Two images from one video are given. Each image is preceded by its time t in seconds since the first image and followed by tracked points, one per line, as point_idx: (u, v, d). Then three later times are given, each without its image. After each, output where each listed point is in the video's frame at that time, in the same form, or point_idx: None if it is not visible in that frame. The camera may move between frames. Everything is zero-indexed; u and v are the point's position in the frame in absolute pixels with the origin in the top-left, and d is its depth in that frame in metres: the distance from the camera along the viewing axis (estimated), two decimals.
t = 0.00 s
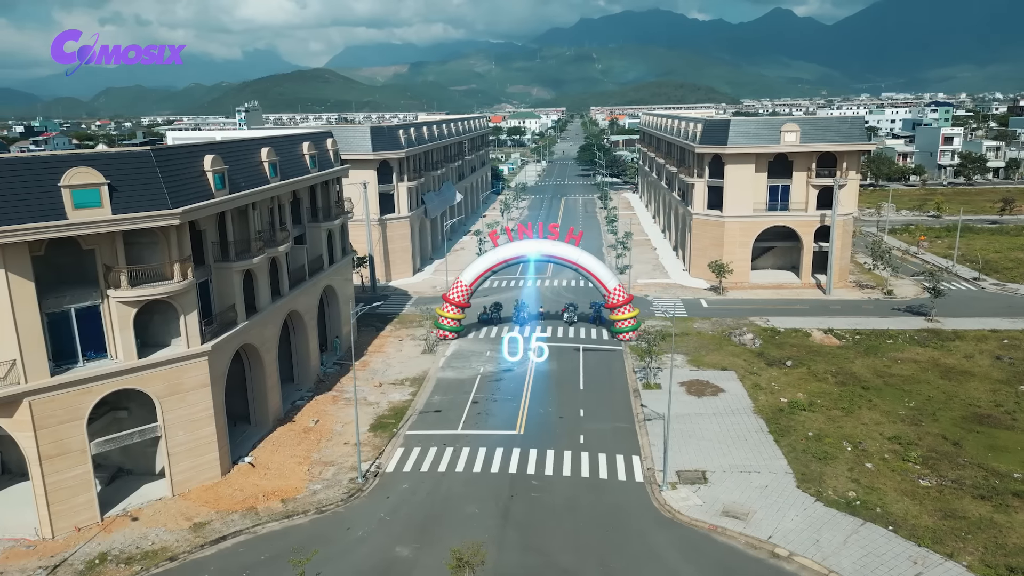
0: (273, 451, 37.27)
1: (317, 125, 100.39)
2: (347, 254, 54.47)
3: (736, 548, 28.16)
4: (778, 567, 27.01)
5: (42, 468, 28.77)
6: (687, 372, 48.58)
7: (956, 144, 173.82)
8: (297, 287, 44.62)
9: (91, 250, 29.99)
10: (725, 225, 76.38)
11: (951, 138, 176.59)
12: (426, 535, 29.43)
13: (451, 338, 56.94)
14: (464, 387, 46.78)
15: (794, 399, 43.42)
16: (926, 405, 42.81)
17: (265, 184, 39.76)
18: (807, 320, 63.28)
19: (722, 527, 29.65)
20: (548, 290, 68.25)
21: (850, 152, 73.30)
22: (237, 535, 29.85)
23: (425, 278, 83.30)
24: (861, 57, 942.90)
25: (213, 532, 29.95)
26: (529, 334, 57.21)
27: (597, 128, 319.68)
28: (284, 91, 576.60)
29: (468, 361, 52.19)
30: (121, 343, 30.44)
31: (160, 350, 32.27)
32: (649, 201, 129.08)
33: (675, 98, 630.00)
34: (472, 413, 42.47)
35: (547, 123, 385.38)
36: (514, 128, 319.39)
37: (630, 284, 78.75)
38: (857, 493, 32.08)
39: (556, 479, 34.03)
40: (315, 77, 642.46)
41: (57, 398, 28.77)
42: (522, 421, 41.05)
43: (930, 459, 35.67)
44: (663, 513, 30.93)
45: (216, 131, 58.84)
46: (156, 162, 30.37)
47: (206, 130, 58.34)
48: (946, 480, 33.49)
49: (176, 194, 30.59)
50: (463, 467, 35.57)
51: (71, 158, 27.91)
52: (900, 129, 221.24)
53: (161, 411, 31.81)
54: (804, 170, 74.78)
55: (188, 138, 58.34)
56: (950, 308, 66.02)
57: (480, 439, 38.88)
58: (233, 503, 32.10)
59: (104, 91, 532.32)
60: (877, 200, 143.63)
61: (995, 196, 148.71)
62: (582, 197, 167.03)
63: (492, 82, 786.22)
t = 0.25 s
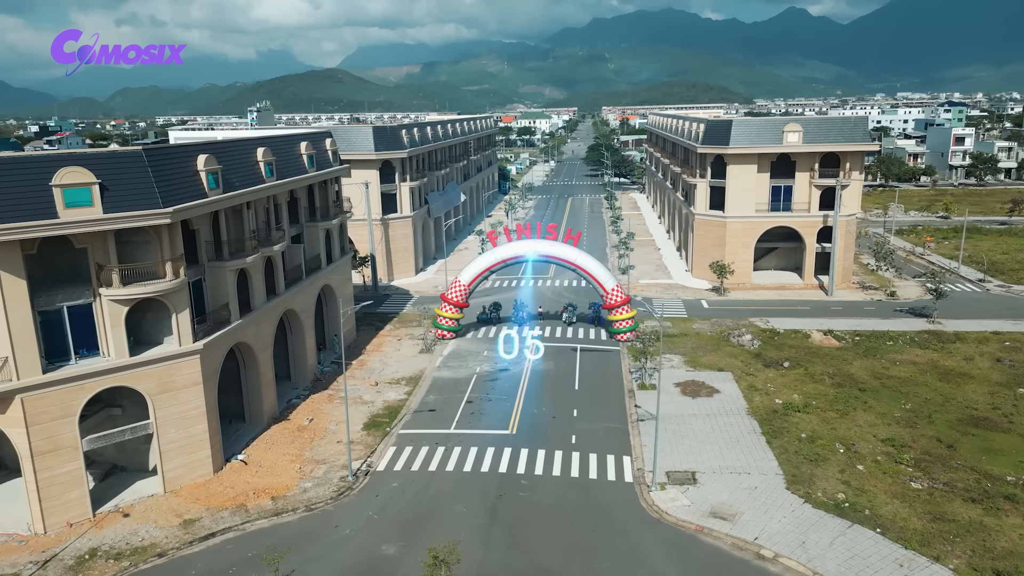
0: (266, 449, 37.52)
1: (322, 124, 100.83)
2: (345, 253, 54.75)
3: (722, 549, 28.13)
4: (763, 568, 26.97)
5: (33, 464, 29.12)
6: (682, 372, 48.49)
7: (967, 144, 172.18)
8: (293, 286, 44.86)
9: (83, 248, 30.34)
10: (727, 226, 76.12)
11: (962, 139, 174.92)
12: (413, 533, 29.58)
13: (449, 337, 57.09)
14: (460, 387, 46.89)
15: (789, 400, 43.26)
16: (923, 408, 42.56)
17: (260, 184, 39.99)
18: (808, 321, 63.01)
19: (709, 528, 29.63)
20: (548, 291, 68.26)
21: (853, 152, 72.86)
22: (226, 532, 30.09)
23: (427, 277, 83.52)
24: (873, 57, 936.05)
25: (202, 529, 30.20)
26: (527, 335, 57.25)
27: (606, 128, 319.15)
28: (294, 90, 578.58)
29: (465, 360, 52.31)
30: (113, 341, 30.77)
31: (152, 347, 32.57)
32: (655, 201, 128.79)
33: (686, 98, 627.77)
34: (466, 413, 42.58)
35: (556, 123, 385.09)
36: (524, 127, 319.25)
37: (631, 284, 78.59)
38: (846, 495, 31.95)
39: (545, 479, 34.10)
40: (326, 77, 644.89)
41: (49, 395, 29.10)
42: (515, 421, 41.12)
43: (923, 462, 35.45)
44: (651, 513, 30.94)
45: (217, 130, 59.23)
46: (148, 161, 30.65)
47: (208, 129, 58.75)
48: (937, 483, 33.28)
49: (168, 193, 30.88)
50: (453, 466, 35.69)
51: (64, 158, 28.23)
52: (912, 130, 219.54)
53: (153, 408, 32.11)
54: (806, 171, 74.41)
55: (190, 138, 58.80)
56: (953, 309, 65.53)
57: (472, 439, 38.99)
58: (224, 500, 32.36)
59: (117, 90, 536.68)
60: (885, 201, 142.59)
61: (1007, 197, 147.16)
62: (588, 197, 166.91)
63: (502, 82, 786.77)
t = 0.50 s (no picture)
0: (259, 447, 37.76)
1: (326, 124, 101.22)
2: (344, 252, 55.01)
3: (707, 550, 28.08)
4: (747, 570, 26.91)
5: (25, 460, 29.46)
6: (678, 373, 48.40)
7: (979, 145, 170.42)
8: (289, 285, 45.11)
9: (76, 247, 30.69)
10: (728, 226, 75.86)
11: (973, 139, 173.18)
12: (399, 532, 29.71)
13: (447, 337, 57.21)
14: (455, 387, 46.98)
15: (784, 401, 43.08)
16: (919, 410, 42.27)
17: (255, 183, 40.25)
18: (808, 322, 62.72)
19: (695, 529, 29.58)
20: (548, 291, 68.25)
21: (856, 152, 72.40)
22: (215, 529, 30.30)
23: (429, 277, 83.71)
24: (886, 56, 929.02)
25: (191, 526, 30.45)
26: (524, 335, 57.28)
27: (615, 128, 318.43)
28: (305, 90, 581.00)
29: (462, 360, 52.43)
30: (105, 339, 31.08)
31: (144, 345, 32.87)
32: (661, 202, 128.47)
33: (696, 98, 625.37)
34: (460, 412, 42.67)
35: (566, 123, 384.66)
36: (533, 127, 319.18)
37: (633, 284, 78.50)
38: (835, 497, 31.82)
39: (534, 478, 34.14)
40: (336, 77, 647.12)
41: (41, 392, 29.44)
42: (508, 421, 41.18)
43: (915, 464, 35.21)
44: (638, 514, 30.93)
45: (218, 130, 59.65)
46: (140, 161, 30.97)
47: (209, 129, 59.17)
48: (929, 485, 33.06)
49: (158, 192, 31.19)
50: (444, 465, 35.79)
51: (54, 157, 28.61)
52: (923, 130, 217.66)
53: (144, 406, 32.40)
54: (809, 171, 74.01)
55: (191, 138, 59.24)
56: (956, 311, 65.03)
57: (464, 438, 39.09)
58: (214, 497, 32.61)
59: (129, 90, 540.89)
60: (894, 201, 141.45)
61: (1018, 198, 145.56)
62: (595, 197, 166.72)
63: (512, 81, 786.39)
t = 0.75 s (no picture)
0: (252, 445, 38.00)
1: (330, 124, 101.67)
2: (342, 252, 55.23)
3: (692, 552, 28.02)
4: (731, 572, 26.82)
5: (17, 456, 29.80)
6: (674, 374, 48.31)
7: (990, 145, 168.74)
8: (285, 284, 45.36)
9: (68, 246, 31.01)
10: (730, 227, 75.60)
11: (985, 139, 171.59)
12: (386, 531, 29.83)
13: (445, 337, 57.32)
14: (450, 387, 47.08)
15: (779, 403, 42.91)
16: (914, 412, 41.99)
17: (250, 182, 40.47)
18: (808, 323, 62.43)
19: (682, 530, 29.53)
20: (547, 291, 68.22)
21: (859, 153, 71.95)
22: (203, 526, 30.53)
23: (431, 276, 83.91)
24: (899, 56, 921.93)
25: (180, 523, 30.69)
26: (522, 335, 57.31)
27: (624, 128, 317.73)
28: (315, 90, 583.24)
29: (458, 360, 52.54)
30: (96, 337, 31.39)
31: (137, 344, 33.16)
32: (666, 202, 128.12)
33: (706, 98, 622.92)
34: (453, 412, 42.77)
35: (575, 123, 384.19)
36: (542, 127, 318.96)
37: (634, 285, 78.37)
38: (824, 499, 31.68)
39: (523, 479, 34.17)
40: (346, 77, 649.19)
41: (33, 389, 29.75)
42: (500, 421, 41.25)
43: (908, 467, 34.98)
44: (625, 515, 30.91)
45: (219, 130, 60.09)
46: (131, 160, 31.27)
47: (210, 129, 59.61)
48: (920, 489, 32.83)
49: (150, 192, 31.51)
50: (434, 465, 35.88)
51: (46, 156, 28.95)
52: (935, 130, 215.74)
53: (136, 404, 32.68)
54: (811, 172, 73.63)
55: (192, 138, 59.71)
56: (958, 313, 64.52)
57: (456, 438, 39.18)
58: (205, 495, 32.86)
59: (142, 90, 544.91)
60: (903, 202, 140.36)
61: None
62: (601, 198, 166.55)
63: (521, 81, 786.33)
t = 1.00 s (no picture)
0: (245, 443, 38.25)
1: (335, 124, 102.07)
2: (341, 251, 55.47)
3: (676, 554, 27.98)
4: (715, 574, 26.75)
5: (9, 453, 30.14)
6: (669, 375, 48.22)
7: (1002, 146, 167.02)
8: (281, 283, 45.62)
9: (60, 245, 31.32)
10: (732, 227, 75.34)
11: (996, 140, 169.87)
12: (372, 530, 29.96)
13: (442, 336, 57.42)
14: (445, 386, 47.16)
15: (773, 405, 42.72)
16: (910, 415, 41.70)
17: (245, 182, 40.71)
18: (808, 325, 62.09)
19: (668, 532, 29.47)
20: (546, 292, 68.23)
21: (862, 153, 71.48)
22: (192, 524, 30.75)
23: (432, 276, 84.11)
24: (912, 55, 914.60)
25: (169, 520, 30.93)
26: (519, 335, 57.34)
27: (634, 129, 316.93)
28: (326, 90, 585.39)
29: (455, 360, 52.65)
30: (88, 335, 31.70)
31: (129, 343, 33.44)
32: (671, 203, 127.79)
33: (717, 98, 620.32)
34: (447, 412, 42.87)
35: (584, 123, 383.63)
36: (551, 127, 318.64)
37: (636, 285, 78.24)
38: (812, 502, 31.53)
39: (512, 479, 34.21)
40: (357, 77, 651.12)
41: (24, 386, 30.07)
42: (493, 421, 41.30)
43: (900, 470, 34.76)
44: (612, 516, 30.90)
45: (220, 130, 60.52)
46: (123, 160, 31.51)
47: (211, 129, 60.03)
48: (910, 492, 32.61)
49: (141, 192, 31.75)
50: (424, 464, 35.98)
51: (38, 155, 29.23)
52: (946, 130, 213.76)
53: (128, 402, 32.95)
54: (814, 172, 73.22)
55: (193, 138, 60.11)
56: (961, 315, 63.98)
57: (447, 438, 39.28)
58: (195, 493, 33.10)
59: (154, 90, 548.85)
60: (912, 203, 139.19)
61: None
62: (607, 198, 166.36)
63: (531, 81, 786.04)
